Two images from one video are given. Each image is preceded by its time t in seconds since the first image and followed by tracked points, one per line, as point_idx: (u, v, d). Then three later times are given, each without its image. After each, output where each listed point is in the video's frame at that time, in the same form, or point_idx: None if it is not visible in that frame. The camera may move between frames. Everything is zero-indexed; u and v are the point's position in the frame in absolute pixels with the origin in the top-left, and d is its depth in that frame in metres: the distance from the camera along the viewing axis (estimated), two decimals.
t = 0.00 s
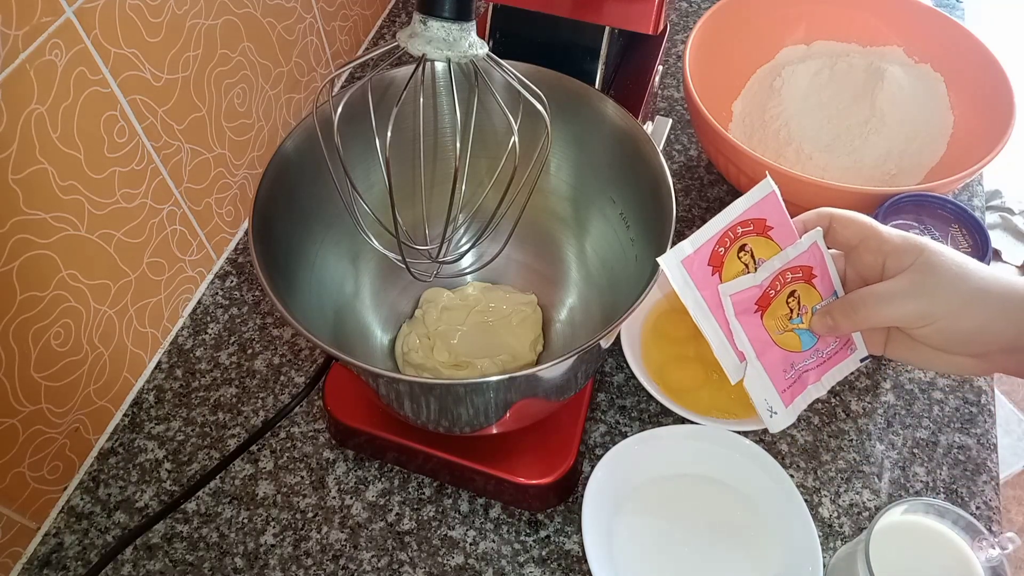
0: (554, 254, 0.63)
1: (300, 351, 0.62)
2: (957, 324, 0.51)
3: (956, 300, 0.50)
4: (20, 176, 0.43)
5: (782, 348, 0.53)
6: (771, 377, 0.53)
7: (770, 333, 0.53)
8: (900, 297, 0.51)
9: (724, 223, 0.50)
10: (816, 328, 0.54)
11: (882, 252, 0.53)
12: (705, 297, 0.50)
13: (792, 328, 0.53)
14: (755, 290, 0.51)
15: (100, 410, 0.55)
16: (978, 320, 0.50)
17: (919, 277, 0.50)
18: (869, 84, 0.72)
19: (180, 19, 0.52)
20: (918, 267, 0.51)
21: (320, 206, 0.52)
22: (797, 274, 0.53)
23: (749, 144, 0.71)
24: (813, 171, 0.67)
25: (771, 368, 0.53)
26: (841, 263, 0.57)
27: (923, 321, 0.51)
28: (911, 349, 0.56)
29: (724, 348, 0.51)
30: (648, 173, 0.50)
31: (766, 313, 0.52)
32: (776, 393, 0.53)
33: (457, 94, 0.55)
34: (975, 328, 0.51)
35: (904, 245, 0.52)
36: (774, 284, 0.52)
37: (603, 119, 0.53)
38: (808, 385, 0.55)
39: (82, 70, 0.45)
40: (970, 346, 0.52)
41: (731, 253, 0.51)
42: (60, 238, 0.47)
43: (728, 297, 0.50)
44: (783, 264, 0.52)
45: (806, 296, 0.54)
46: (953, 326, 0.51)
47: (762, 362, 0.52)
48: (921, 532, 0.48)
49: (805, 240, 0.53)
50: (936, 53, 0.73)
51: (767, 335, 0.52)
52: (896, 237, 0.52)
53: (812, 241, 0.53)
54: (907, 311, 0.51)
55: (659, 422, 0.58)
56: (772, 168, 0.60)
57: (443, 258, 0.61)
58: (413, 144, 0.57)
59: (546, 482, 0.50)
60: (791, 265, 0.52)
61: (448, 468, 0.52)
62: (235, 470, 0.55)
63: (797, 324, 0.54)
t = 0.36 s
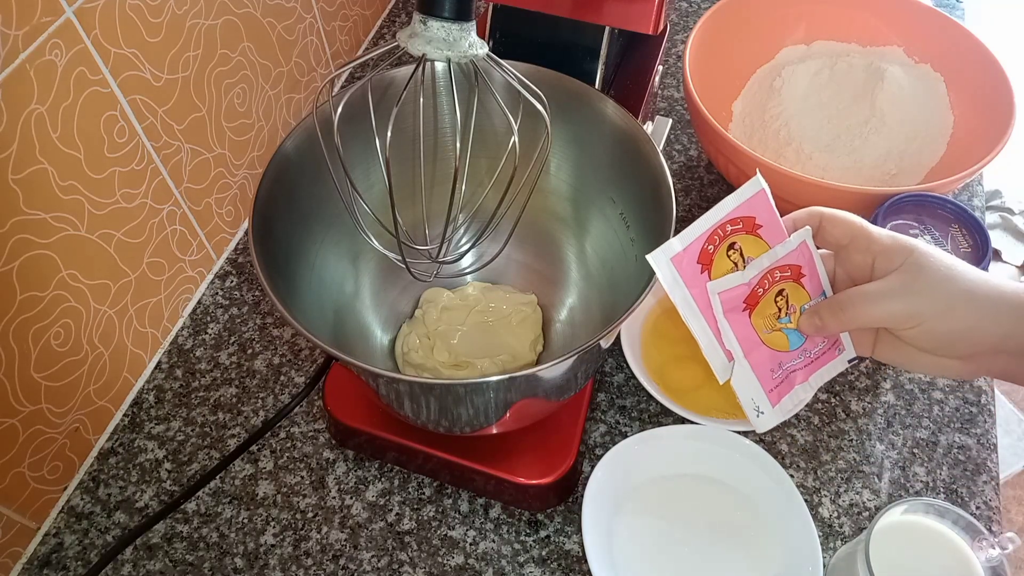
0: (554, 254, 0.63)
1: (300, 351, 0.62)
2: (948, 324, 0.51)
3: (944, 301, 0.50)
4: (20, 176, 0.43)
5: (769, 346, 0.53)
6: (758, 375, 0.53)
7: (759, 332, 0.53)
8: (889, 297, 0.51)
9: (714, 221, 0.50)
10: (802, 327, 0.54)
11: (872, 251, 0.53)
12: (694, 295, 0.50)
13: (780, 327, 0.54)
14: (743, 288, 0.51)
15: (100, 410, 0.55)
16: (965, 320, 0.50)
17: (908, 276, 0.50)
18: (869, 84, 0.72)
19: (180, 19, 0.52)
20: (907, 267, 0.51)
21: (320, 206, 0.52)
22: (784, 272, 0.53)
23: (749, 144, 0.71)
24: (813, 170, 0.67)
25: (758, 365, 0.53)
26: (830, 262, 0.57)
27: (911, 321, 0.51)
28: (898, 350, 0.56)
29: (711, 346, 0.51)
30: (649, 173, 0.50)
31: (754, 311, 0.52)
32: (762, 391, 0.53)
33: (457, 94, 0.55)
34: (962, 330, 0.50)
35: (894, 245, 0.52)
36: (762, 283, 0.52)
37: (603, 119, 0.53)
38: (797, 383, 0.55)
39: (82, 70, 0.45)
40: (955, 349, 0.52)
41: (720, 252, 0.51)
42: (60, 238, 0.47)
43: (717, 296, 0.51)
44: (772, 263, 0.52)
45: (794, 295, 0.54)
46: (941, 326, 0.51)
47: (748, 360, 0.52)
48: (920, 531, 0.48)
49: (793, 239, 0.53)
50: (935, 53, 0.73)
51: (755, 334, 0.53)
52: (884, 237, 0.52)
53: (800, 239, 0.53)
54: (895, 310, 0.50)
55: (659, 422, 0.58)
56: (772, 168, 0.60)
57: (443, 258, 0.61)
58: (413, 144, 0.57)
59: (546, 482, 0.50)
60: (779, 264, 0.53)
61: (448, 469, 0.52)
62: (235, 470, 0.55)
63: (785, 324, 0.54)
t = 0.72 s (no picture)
0: (554, 254, 0.63)
1: (300, 351, 0.62)
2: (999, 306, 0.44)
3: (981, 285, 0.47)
4: (20, 176, 0.43)
5: (907, 345, 0.50)
6: (900, 375, 0.50)
7: (898, 344, 0.50)
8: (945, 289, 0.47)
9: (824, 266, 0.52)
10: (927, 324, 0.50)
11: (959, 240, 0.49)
12: (824, 340, 0.52)
13: (909, 334, 0.50)
14: (861, 311, 0.50)
15: (100, 410, 0.55)
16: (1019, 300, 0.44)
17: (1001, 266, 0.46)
18: (869, 84, 0.72)
19: (180, 19, 0.52)
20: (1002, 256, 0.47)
21: (319, 205, 0.52)
22: (893, 277, 0.50)
23: (749, 144, 0.71)
24: (813, 170, 0.67)
25: (897, 365, 0.50)
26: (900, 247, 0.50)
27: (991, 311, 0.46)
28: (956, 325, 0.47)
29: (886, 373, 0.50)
30: (649, 173, 0.50)
31: (885, 322, 0.50)
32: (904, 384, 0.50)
33: (457, 94, 0.55)
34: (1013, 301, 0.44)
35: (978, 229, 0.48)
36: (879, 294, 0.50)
37: (603, 119, 0.53)
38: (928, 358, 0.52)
39: (82, 70, 0.45)
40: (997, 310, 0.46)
41: (831, 286, 0.52)
42: (60, 238, 0.47)
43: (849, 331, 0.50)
44: (876, 278, 0.50)
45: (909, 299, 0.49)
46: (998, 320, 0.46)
47: (893, 367, 0.50)
48: (920, 532, 0.48)
49: (883, 241, 0.51)
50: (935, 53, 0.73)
51: (899, 348, 0.50)
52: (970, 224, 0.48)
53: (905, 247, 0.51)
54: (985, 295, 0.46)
55: (659, 422, 0.58)
56: (774, 168, 0.60)
57: (443, 258, 0.61)
58: (413, 144, 0.57)
59: (546, 482, 0.50)
60: (882, 272, 0.50)
61: (448, 469, 0.52)
62: (235, 470, 0.55)
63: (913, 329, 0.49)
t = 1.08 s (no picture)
0: (555, 254, 0.63)
1: (300, 351, 0.62)
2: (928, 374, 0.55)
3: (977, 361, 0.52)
4: (20, 176, 0.43)
5: (942, 458, 0.52)
6: (948, 483, 0.52)
7: (924, 465, 0.52)
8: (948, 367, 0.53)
9: (843, 448, 0.55)
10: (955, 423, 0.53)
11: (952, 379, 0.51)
12: (866, 493, 0.53)
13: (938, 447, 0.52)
14: (886, 467, 0.53)
15: (100, 410, 0.55)
16: (1004, 384, 0.49)
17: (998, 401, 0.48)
18: (869, 84, 0.72)
19: (180, 19, 0.52)
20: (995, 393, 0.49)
21: (320, 206, 0.52)
22: (906, 420, 0.53)
23: (749, 144, 0.71)
24: (813, 171, 0.67)
25: (938, 478, 0.52)
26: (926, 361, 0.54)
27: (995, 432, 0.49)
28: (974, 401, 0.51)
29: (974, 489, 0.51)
30: (649, 173, 0.50)
31: (912, 459, 0.52)
32: (961, 490, 0.52)
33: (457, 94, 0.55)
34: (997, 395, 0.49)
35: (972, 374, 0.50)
36: (897, 441, 0.53)
37: (603, 119, 0.53)
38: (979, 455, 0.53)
39: (82, 70, 0.45)
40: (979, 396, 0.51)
41: (859, 457, 0.54)
42: (61, 238, 0.47)
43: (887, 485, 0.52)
44: (890, 424, 0.53)
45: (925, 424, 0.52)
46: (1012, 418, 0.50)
47: (932, 484, 0.52)
48: (920, 532, 0.49)
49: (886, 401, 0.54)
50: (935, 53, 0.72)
51: (927, 467, 0.52)
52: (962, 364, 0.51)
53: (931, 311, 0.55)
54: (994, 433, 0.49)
55: (659, 422, 0.58)
56: (774, 169, 0.60)
57: (443, 258, 0.61)
58: (414, 144, 0.57)
59: (546, 482, 0.50)
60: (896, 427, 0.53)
61: (448, 469, 0.52)
62: (235, 470, 0.55)
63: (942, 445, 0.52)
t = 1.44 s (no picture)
0: (555, 254, 0.63)
1: (300, 351, 0.62)
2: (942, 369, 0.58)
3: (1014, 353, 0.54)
4: (20, 176, 0.43)
5: (927, 461, 0.53)
6: (949, 483, 0.52)
7: (914, 467, 0.53)
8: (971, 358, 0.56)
9: (825, 461, 0.55)
10: (926, 431, 0.55)
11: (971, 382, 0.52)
12: (862, 501, 0.52)
13: (915, 448, 0.54)
14: (875, 474, 0.53)
15: (100, 410, 0.55)
16: None
17: None
18: (869, 85, 0.72)
19: (180, 18, 0.52)
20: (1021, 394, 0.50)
21: (320, 206, 0.52)
22: (875, 431, 0.55)
23: (748, 144, 0.71)
24: (813, 171, 0.67)
25: (938, 480, 0.52)
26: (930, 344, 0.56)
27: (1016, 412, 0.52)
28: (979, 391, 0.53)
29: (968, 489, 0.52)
30: (648, 173, 0.50)
31: (897, 466, 0.53)
32: (961, 484, 0.52)
33: (457, 94, 0.55)
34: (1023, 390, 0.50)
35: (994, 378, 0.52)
36: (874, 453, 0.54)
37: (603, 119, 0.53)
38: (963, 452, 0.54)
39: (82, 70, 0.45)
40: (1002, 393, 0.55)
41: (845, 472, 0.54)
42: (61, 238, 0.47)
43: (882, 493, 0.52)
44: (861, 433, 0.55)
45: (893, 430, 0.55)
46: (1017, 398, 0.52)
47: (937, 486, 0.52)
48: (919, 532, 0.49)
49: (847, 420, 0.56)
50: (935, 53, 0.72)
51: (917, 469, 0.53)
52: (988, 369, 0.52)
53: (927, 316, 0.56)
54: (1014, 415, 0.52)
55: (659, 422, 0.58)
56: (775, 169, 0.60)
57: (443, 258, 0.61)
58: (414, 144, 0.57)
59: (546, 482, 0.50)
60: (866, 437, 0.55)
61: (448, 469, 0.52)
62: (235, 470, 0.55)
63: (914, 445, 0.54)
